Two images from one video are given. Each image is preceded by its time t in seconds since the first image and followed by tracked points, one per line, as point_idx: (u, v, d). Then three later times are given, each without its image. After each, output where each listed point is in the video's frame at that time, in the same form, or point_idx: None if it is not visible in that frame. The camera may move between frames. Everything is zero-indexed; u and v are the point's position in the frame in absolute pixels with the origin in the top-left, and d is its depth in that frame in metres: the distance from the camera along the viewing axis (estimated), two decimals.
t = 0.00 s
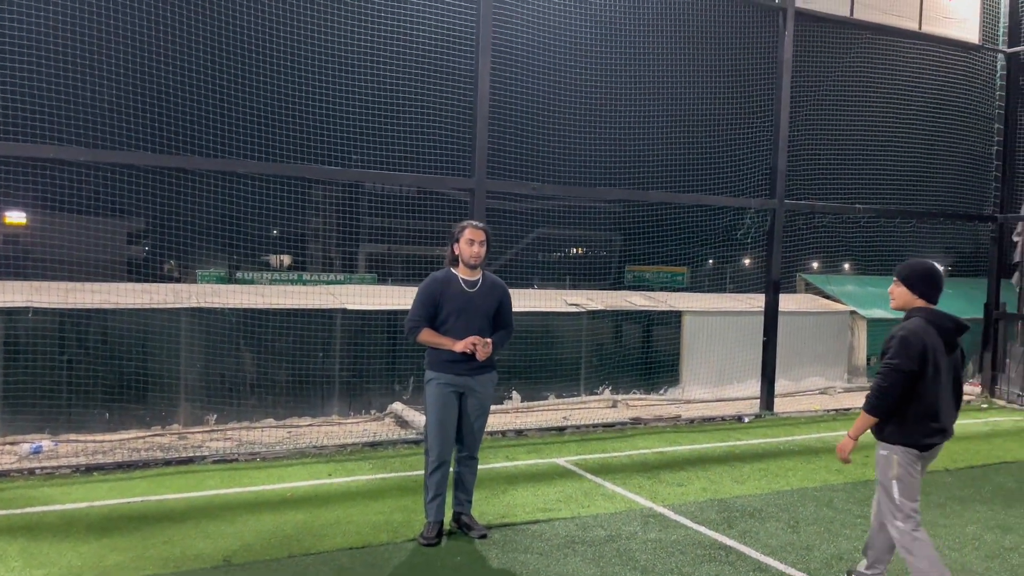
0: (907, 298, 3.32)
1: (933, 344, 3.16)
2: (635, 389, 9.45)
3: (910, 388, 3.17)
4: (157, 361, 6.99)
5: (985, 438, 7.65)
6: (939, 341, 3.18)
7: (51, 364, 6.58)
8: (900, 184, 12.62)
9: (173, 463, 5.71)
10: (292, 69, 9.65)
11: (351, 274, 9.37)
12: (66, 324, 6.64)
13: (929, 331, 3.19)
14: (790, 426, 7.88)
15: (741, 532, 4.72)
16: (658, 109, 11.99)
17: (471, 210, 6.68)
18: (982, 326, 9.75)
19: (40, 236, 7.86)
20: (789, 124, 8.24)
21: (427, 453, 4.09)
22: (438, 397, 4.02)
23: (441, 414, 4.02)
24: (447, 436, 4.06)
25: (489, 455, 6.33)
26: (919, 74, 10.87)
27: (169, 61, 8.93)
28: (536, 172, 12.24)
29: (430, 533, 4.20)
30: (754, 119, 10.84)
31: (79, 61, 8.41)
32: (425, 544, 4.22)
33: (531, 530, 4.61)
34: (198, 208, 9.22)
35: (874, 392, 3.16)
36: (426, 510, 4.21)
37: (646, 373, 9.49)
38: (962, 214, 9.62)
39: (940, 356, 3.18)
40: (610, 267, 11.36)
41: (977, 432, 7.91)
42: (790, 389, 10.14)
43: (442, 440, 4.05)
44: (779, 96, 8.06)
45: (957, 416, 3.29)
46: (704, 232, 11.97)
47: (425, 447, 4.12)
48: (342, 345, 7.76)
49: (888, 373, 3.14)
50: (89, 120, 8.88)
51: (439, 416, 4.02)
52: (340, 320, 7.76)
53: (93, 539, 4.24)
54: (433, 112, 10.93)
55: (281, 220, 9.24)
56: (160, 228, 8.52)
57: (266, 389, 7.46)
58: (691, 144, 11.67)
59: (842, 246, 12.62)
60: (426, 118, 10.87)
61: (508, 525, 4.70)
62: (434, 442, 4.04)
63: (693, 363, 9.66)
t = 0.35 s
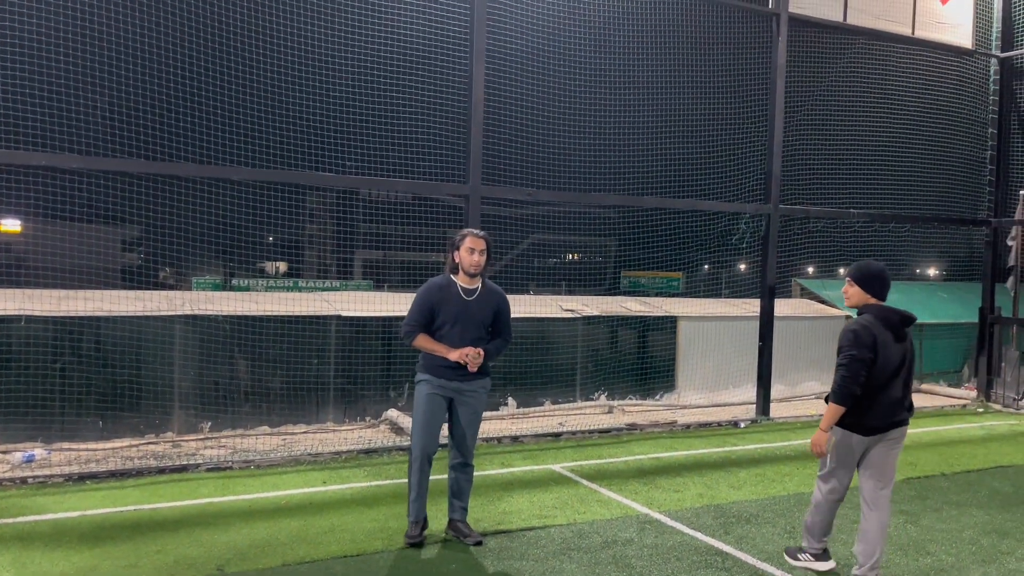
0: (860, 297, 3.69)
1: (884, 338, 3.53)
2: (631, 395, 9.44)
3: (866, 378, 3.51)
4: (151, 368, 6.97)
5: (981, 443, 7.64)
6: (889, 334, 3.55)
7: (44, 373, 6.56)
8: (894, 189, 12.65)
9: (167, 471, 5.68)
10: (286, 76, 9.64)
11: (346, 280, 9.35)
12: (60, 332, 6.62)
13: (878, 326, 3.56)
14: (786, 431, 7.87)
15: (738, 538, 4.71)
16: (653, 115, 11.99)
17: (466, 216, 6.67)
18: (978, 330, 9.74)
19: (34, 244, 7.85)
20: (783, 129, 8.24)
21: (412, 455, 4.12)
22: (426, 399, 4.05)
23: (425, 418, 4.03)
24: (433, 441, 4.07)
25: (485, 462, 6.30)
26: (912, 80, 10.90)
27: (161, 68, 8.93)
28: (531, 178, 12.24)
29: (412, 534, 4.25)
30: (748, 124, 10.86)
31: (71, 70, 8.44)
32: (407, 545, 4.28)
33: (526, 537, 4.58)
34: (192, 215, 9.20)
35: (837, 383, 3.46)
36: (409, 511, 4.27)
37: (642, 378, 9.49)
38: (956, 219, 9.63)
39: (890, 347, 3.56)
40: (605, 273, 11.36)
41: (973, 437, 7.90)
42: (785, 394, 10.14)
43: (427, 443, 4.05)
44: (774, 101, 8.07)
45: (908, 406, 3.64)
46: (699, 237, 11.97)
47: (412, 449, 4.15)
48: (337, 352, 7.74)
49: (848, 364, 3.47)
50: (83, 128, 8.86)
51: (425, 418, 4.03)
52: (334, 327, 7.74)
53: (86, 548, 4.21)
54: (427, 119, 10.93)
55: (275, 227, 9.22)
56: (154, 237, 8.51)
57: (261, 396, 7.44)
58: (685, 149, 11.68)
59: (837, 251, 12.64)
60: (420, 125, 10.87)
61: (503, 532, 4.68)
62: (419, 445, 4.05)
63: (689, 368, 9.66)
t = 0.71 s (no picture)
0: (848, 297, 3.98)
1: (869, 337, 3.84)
2: (634, 400, 9.42)
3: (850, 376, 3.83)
4: (153, 376, 6.96)
5: (986, 446, 7.61)
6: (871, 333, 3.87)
7: (47, 381, 6.55)
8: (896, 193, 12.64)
9: (169, 478, 5.67)
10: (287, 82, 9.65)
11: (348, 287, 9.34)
12: (62, 340, 6.63)
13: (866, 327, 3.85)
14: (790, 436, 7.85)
15: (741, 543, 4.69)
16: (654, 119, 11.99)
17: (467, 221, 6.66)
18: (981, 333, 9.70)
19: (37, 252, 7.87)
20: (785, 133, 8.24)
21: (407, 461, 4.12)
22: (420, 403, 4.03)
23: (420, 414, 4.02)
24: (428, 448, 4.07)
25: (487, 468, 6.29)
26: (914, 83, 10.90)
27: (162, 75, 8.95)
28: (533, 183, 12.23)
29: (404, 537, 4.29)
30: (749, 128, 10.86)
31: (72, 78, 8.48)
32: (398, 547, 4.32)
33: (529, 543, 4.57)
34: (194, 222, 9.21)
35: (822, 375, 3.79)
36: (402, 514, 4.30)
37: (644, 383, 9.47)
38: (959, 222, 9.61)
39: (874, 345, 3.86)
40: (607, 278, 11.34)
41: (977, 441, 7.87)
42: (788, 398, 10.12)
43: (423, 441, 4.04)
44: (775, 105, 8.06)
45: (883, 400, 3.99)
46: (701, 242, 11.95)
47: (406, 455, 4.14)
48: (338, 359, 7.73)
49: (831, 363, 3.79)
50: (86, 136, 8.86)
51: (418, 425, 4.02)
52: (336, 333, 7.73)
53: (87, 556, 4.20)
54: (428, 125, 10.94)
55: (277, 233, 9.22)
56: (156, 244, 8.52)
57: (263, 403, 7.43)
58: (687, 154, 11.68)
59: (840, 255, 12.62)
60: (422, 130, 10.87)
61: (506, 538, 4.66)
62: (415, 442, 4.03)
63: (691, 373, 9.64)
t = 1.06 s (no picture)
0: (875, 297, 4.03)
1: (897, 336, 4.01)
2: (645, 403, 9.40)
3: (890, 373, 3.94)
4: (167, 380, 7.01)
5: (1000, 449, 7.55)
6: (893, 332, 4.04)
7: (60, 384, 6.61)
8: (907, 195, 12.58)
9: (182, 481, 5.70)
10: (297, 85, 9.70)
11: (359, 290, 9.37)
12: (75, 343, 6.68)
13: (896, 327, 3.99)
14: (802, 439, 7.81)
15: (754, 546, 4.66)
16: (663, 121, 11.97)
17: (477, 224, 6.67)
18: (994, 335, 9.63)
19: (50, 256, 7.94)
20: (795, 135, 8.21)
21: (414, 464, 4.13)
22: (421, 407, 4.04)
23: (421, 415, 4.03)
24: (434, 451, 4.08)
25: (498, 471, 6.29)
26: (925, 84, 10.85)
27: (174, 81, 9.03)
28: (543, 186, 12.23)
29: (415, 540, 4.30)
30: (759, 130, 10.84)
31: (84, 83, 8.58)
32: (411, 550, 4.33)
33: (540, 546, 4.57)
34: (206, 226, 9.27)
35: (892, 374, 3.76)
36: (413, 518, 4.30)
37: (655, 386, 9.45)
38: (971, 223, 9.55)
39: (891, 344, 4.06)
40: (617, 281, 11.33)
41: (991, 444, 7.81)
42: (800, 401, 10.08)
43: (424, 440, 4.06)
44: (785, 107, 8.04)
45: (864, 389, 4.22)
46: (711, 244, 11.92)
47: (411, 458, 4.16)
48: (349, 362, 7.75)
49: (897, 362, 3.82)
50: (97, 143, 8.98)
51: (422, 428, 4.03)
52: (348, 336, 7.76)
53: (101, 558, 4.22)
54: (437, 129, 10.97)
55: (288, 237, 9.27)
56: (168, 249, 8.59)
57: (275, 406, 7.45)
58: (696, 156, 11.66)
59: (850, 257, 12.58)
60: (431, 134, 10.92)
61: (517, 541, 4.66)
62: (415, 441, 4.06)
63: (702, 377, 9.61)
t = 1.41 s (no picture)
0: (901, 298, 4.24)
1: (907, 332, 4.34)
2: (654, 406, 9.39)
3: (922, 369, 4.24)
4: (178, 382, 7.04)
5: (1012, 453, 7.51)
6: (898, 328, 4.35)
7: (72, 386, 6.64)
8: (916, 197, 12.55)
9: (192, 482, 5.72)
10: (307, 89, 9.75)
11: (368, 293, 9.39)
12: (87, 345, 6.72)
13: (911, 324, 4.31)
14: (812, 442, 7.79)
15: (764, 549, 4.65)
16: (671, 124, 11.97)
17: (486, 227, 6.68)
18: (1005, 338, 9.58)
19: (61, 259, 7.97)
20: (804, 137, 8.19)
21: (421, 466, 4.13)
22: (426, 410, 4.04)
23: (427, 417, 4.03)
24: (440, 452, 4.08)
25: (507, 473, 6.29)
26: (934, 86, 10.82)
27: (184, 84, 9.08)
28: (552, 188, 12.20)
29: (426, 543, 4.28)
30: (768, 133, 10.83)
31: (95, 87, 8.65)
32: (422, 553, 4.31)
33: (550, 548, 4.57)
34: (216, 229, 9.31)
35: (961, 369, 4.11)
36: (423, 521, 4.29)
37: (664, 389, 9.44)
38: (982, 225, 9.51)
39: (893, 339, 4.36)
40: (626, 283, 11.32)
41: (1002, 447, 7.77)
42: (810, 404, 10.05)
43: (432, 442, 4.05)
44: (795, 110, 8.02)
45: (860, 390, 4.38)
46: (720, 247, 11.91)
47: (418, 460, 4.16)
48: (359, 364, 7.77)
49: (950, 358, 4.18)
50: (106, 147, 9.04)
51: (428, 430, 4.03)
52: (358, 339, 7.78)
53: (113, 560, 4.23)
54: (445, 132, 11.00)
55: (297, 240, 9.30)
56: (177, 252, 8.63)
57: (284, 408, 7.47)
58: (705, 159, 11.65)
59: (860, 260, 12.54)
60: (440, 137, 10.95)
61: (526, 543, 4.66)
62: (423, 443, 4.04)
63: (711, 380, 9.59)
